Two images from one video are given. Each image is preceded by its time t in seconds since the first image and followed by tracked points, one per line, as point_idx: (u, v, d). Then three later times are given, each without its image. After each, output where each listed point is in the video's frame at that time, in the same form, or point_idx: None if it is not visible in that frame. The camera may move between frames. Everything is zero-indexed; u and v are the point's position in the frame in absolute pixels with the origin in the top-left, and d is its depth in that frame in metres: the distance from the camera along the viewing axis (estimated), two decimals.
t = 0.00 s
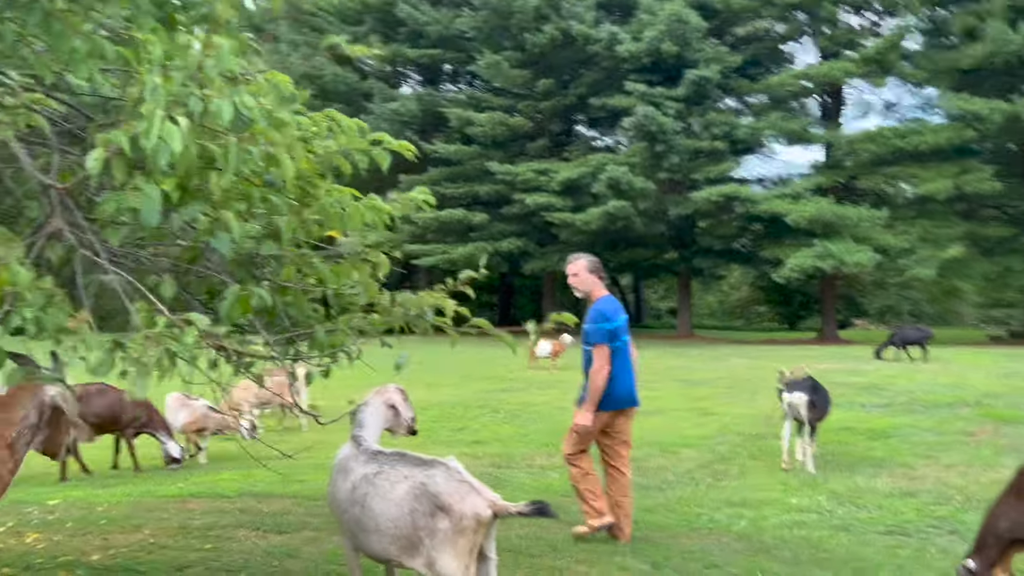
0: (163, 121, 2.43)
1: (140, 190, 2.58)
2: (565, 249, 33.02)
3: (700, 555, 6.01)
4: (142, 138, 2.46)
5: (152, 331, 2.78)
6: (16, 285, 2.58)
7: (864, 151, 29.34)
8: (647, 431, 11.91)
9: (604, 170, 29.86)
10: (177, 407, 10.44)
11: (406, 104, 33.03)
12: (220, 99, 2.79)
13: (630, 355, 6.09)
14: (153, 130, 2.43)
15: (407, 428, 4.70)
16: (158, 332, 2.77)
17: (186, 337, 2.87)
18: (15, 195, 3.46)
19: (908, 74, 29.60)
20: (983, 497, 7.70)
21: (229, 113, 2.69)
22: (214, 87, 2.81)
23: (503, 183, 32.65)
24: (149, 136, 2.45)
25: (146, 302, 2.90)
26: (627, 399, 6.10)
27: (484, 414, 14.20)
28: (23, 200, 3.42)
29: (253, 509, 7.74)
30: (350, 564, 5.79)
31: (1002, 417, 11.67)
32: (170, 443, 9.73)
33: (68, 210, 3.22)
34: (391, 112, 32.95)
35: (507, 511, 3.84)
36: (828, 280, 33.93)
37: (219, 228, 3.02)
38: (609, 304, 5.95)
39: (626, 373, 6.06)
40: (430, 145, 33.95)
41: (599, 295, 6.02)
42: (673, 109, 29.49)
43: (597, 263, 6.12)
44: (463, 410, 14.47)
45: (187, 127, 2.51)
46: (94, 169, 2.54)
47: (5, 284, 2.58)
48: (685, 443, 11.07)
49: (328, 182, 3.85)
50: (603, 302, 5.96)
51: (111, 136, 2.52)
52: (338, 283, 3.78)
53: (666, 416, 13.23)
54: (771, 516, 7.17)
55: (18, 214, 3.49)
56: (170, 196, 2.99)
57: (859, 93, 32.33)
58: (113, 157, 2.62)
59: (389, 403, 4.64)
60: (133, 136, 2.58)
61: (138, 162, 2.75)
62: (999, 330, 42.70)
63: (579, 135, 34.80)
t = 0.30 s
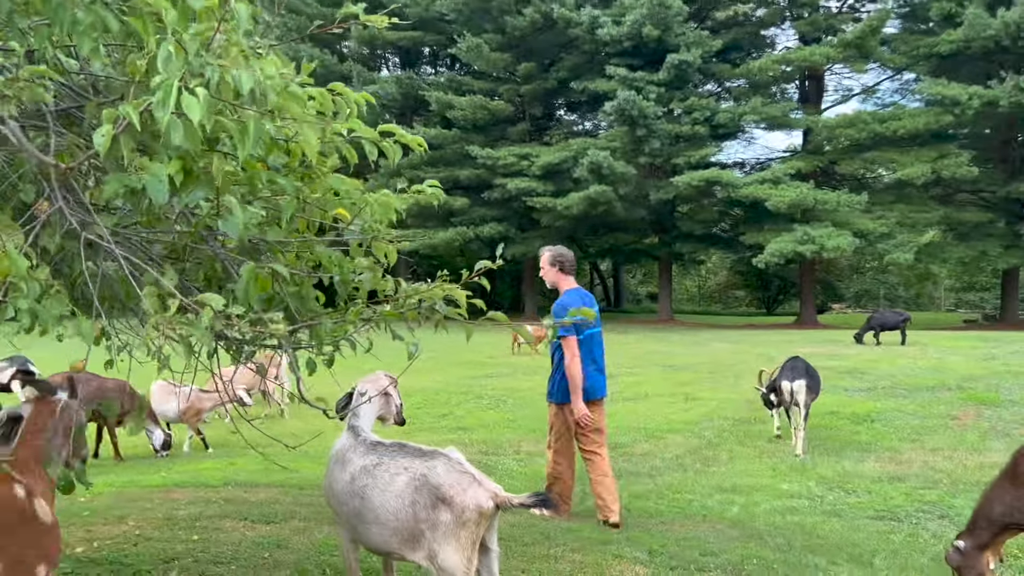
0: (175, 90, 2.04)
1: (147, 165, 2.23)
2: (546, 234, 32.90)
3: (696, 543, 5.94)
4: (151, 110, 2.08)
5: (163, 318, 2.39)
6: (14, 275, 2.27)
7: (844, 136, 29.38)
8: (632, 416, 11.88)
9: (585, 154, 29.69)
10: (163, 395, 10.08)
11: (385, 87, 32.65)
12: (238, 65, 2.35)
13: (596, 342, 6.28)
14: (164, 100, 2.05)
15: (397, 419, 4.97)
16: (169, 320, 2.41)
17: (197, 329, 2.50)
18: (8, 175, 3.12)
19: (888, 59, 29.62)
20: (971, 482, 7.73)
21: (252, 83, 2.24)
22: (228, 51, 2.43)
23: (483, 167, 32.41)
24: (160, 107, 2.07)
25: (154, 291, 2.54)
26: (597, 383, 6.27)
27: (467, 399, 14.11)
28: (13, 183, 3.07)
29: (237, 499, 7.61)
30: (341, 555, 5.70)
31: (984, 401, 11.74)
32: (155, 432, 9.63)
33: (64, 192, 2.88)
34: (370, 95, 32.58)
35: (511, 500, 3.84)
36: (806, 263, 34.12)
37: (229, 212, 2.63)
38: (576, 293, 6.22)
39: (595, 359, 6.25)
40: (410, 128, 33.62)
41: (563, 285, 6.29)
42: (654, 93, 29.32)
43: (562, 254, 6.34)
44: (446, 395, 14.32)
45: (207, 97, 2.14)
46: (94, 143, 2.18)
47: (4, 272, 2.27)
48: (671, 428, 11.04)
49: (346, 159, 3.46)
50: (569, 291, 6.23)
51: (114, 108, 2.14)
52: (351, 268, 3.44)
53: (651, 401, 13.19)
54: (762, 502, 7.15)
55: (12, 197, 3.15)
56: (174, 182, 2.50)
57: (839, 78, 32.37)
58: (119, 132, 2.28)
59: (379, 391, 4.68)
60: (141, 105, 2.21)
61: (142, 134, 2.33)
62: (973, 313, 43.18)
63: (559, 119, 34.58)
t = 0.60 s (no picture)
0: (179, 76, 1.97)
1: (148, 152, 2.16)
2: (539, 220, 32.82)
3: (692, 532, 5.93)
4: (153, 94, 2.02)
5: (162, 310, 2.32)
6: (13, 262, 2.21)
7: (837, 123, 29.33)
8: (627, 403, 11.87)
9: (578, 140, 29.58)
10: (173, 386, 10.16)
11: (377, 72, 32.43)
12: (242, 51, 2.25)
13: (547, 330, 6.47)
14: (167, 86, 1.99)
15: (394, 403, 4.93)
16: (170, 311, 2.34)
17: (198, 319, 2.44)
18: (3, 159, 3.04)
19: (882, 46, 29.55)
20: (965, 469, 7.75)
21: (256, 68, 2.13)
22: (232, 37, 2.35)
23: (475, 153, 32.25)
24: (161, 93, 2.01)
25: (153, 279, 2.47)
26: (541, 368, 6.58)
27: (461, 386, 14.07)
28: (6, 167, 2.98)
29: (231, 487, 7.57)
30: (338, 544, 5.66)
31: (977, 388, 11.76)
32: (151, 419, 9.57)
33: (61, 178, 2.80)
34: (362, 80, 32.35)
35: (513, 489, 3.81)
36: (798, 250, 34.15)
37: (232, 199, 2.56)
38: (545, 277, 6.45)
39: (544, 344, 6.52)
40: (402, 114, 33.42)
41: (534, 269, 6.54)
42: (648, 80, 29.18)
43: (540, 243, 6.49)
44: (439, 382, 14.28)
45: (211, 83, 2.07)
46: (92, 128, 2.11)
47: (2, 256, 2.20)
48: (666, 415, 11.03)
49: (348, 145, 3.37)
50: (538, 275, 6.48)
51: (113, 93, 2.07)
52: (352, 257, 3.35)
53: (645, 389, 13.19)
54: (758, 490, 7.16)
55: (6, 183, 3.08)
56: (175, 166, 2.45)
57: (833, 64, 32.31)
58: (117, 118, 2.20)
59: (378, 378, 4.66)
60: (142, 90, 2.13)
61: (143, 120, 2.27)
62: (964, 300, 43.33)
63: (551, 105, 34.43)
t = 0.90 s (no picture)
0: (172, 62, 1.93)
1: (140, 140, 2.12)
2: (538, 206, 32.72)
3: (691, 518, 5.93)
4: (147, 80, 1.97)
5: (156, 300, 2.27)
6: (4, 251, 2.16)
7: (839, 109, 29.21)
8: (626, 390, 11.88)
9: (579, 126, 29.46)
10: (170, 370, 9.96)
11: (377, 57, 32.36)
12: (238, 36, 2.19)
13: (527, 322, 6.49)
14: (161, 73, 1.94)
15: (392, 391, 4.91)
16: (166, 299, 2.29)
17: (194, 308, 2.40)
18: None
19: (884, 32, 29.40)
20: (965, 456, 7.74)
21: (252, 56, 2.08)
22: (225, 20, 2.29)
23: (475, 139, 32.14)
24: (155, 78, 1.97)
25: (149, 268, 2.43)
26: (520, 358, 6.60)
27: (461, 372, 14.07)
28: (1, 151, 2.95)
29: (230, 472, 7.58)
30: (336, 531, 5.64)
31: (977, 376, 11.75)
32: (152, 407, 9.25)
33: (53, 164, 2.76)
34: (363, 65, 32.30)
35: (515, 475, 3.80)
36: (798, 237, 34.10)
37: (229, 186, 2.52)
38: (530, 270, 6.51)
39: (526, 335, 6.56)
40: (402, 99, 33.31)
41: (520, 262, 6.60)
42: (649, 65, 29.04)
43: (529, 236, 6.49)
44: (439, 367, 14.24)
45: (207, 69, 2.03)
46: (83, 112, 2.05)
47: None
48: (666, 402, 11.03)
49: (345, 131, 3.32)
50: (525, 269, 6.52)
51: (105, 78, 2.02)
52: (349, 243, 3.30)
53: (644, 375, 13.18)
54: (757, 477, 7.15)
55: None
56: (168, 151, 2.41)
57: (834, 51, 32.19)
58: (109, 103, 2.15)
59: (376, 366, 4.64)
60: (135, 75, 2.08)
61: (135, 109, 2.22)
62: (964, 287, 43.27)
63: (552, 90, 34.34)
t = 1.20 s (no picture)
0: (176, 34, 1.90)
1: (145, 117, 2.10)
2: (543, 194, 32.64)
3: (697, 506, 5.92)
4: (150, 54, 1.95)
5: (159, 278, 2.24)
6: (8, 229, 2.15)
7: (846, 97, 29.06)
8: (631, 378, 11.88)
9: (584, 114, 29.36)
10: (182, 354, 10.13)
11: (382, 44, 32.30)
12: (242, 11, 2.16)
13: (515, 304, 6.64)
14: (164, 46, 1.92)
15: (398, 375, 4.91)
16: (169, 279, 2.27)
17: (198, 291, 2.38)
18: None
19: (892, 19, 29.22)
20: (971, 445, 7.73)
21: (255, 27, 2.04)
22: None
23: (480, 126, 32.07)
24: (158, 53, 1.95)
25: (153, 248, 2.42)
26: (507, 335, 6.82)
27: (466, 360, 14.08)
28: (6, 133, 2.94)
29: (236, 458, 7.60)
30: (342, 518, 5.65)
31: (984, 364, 11.70)
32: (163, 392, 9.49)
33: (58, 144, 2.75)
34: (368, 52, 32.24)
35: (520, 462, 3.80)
36: (804, 226, 34.00)
37: (233, 167, 2.50)
38: (520, 254, 6.53)
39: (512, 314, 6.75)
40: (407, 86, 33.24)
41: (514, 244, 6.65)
42: (655, 52, 28.90)
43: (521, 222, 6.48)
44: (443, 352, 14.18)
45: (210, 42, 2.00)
46: (87, 89, 2.05)
47: None
48: (671, 390, 11.03)
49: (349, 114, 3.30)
50: (515, 251, 6.55)
51: (111, 54, 2.01)
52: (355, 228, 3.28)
53: (648, 363, 13.18)
54: (763, 465, 7.15)
55: (1, 146, 3.03)
56: (172, 131, 2.39)
57: (842, 38, 32.01)
58: (112, 78, 2.13)
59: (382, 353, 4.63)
60: (139, 51, 2.06)
61: (140, 86, 2.20)
62: (971, 276, 43.08)
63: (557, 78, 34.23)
